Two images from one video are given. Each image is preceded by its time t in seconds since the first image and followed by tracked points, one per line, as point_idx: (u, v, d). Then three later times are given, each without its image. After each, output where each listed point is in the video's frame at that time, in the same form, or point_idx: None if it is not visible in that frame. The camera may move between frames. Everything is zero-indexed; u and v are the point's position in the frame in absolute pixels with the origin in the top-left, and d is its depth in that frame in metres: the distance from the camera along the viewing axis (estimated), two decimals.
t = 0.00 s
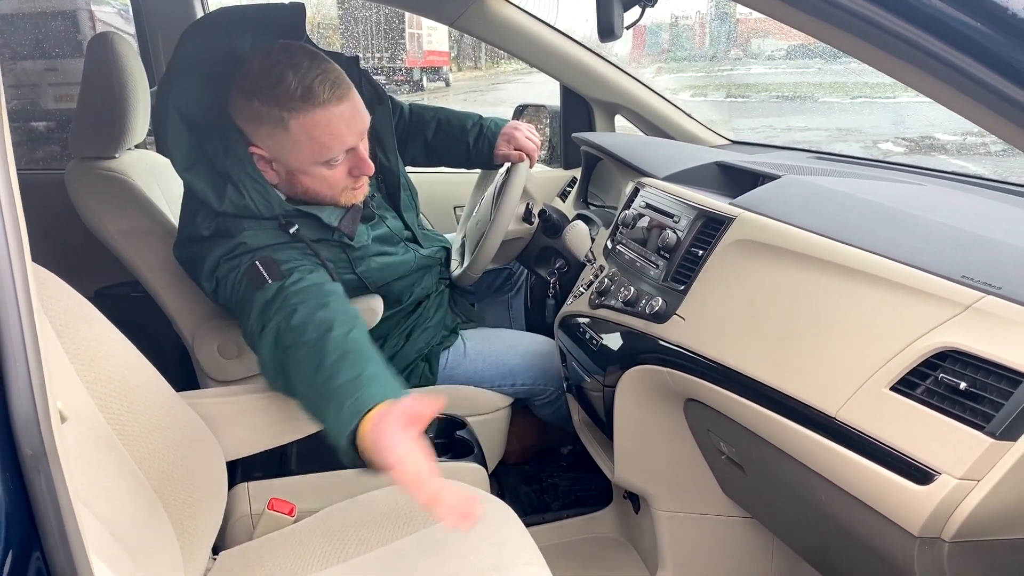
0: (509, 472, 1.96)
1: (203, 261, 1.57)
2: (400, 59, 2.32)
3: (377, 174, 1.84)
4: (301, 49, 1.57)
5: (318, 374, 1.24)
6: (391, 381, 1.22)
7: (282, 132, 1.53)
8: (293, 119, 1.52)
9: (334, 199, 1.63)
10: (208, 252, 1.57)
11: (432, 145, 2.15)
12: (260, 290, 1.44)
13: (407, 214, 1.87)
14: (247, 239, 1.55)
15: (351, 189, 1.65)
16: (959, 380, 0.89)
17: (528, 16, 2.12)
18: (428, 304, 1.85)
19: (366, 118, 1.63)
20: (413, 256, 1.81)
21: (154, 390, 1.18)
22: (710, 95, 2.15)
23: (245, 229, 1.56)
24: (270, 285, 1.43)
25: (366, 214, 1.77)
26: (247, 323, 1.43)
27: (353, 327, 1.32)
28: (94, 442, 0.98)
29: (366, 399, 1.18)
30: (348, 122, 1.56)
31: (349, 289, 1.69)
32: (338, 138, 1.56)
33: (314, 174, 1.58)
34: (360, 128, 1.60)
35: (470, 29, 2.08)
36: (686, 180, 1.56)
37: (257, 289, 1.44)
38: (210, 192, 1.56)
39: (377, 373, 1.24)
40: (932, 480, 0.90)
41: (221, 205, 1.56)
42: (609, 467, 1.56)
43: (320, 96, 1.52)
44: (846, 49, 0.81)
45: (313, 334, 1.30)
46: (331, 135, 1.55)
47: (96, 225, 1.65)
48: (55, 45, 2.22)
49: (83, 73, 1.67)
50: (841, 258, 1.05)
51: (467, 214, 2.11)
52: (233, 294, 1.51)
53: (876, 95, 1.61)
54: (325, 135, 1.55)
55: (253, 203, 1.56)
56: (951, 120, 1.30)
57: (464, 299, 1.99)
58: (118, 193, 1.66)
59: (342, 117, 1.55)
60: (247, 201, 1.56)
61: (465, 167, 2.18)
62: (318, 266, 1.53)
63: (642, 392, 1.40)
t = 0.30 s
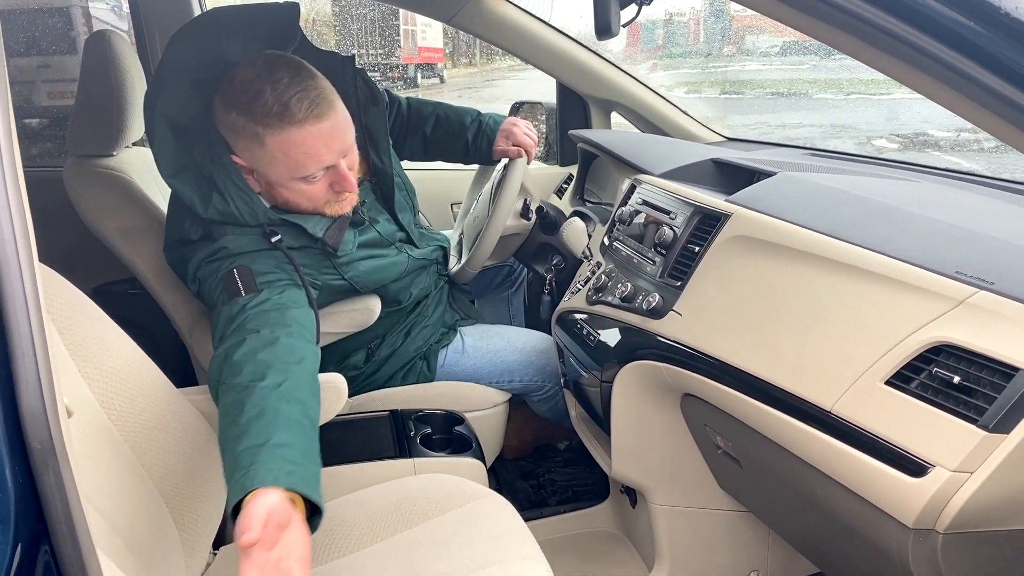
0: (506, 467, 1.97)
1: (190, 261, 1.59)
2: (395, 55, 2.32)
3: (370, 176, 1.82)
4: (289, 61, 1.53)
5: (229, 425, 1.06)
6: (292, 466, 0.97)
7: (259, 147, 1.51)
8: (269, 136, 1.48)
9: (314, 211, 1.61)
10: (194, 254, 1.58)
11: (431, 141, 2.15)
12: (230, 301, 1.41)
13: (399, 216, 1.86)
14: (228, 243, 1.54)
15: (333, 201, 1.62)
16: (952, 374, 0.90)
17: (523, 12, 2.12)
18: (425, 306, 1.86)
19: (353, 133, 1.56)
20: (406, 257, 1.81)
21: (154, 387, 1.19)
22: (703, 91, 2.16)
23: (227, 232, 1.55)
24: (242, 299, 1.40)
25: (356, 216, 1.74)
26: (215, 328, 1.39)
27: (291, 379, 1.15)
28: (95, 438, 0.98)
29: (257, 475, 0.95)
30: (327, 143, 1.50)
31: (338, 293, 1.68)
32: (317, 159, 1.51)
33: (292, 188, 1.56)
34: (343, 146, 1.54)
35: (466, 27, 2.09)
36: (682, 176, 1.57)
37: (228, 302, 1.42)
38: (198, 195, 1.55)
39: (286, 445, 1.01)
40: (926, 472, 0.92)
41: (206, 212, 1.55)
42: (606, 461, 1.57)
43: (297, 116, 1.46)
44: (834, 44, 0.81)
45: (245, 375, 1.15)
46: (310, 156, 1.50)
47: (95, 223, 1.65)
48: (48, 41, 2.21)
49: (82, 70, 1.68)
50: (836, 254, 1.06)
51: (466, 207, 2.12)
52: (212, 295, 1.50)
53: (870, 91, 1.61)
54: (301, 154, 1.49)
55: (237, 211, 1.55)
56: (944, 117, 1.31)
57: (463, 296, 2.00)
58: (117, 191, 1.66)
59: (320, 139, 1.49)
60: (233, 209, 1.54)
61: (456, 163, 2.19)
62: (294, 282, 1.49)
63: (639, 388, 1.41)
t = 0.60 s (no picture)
0: (503, 463, 1.98)
1: (189, 254, 1.60)
2: (389, 52, 2.29)
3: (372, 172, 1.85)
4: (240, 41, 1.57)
5: (228, 415, 1.07)
6: (292, 458, 0.98)
7: (216, 127, 1.54)
8: (211, 110, 1.53)
9: (296, 179, 1.63)
10: (193, 246, 1.59)
11: (428, 138, 2.15)
12: (231, 292, 1.42)
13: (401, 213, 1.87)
14: (230, 235, 1.55)
15: (309, 164, 1.66)
16: (948, 369, 0.91)
17: (519, 10, 2.12)
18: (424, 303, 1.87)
19: (298, 89, 1.63)
20: (407, 253, 1.82)
21: (154, 384, 1.19)
22: (696, 88, 2.18)
23: (228, 224, 1.57)
24: (245, 289, 1.41)
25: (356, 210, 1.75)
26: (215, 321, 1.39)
27: (292, 372, 1.16)
28: (97, 435, 0.99)
29: (258, 465, 0.95)
30: (265, 101, 1.56)
31: (337, 287, 1.69)
32: (262, 118, 1.57)
33: (261, 159, 1.59)
34: (284, 102, 1.59)
35: (463, 25, 2.08)
36: (679, 173, 1.58)
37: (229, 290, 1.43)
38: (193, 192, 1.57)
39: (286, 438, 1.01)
40: (922, 466, 0.93)
41: (202, 201, 1.57)
42: (603, 456, 1.58)
43: (223, 77, 1.52)
44: (832, 42, 0.82)
45: (246, 367, 1.15)
46: (253, 117, 1.56)
47: (93, 220, 1.65)
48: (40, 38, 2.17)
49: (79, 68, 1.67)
50: (832, 250, 1.07)
51: (463, 204, 2.12)
52: (212, 287, 1.51)
53: (863, 87, 1.61)
54: (245, 115, 1.55)
55: (231, 194, 1.58)
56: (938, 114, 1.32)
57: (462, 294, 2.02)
58: (116, 188, 1.66)
59: (257, 96, 1.55)
60: (224, 194, 1.57)
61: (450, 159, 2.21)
62: (294, 275, 1.51)
63: (637, 383, 1.42)
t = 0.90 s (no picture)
0: (500, 460, 1.98)
1: (182, 252, 1.59)
2: (381, 48, 2.29)
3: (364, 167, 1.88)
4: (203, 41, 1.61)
5: (223, 407, 1.07)
6: (287, 448, 0.98)
7: (184, 118, 1.61)
8: (176, 102, 1.60)
9: (268, 162, 1.69)
10: (185, 245, 1.58)
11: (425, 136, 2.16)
12: (222, 288, 1.42)
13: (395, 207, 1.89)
14: (221, 231, 1.56)
15: (280, 147, 1.72)
16: (946, 364, 0.92)
17: (516, 7, 2.12)
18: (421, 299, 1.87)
19: (256, 75, 1.69)
20: (401, 246, 1.83)
21: (153, 382, 1.19)
22: (690, 85, 2.20)
23: (218, 221, 1.58)
24: (237, 284, 1.41)
25: (344, 202, 1.77)
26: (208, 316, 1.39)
27: (285, 364, 1.16)
28: (97, 432, 0.98)
29: (255, 455, 0.96)
30: (225, 87, 1.63)
31: (331, 280, 1.69)
32: (224, 105, 1.64)
33: (230, 147, 1.65)
34: (246, 88, 1.67)
35: (461, 22, 2.08)
36: (676, 170, 1.58)
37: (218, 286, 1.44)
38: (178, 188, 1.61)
39: (281, 428, 1.02)
40: (920, 459, 0.94)
41: (188, 198, 1.61)
42: (600, 451, 1.58)
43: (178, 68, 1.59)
44: (828, 36, 0.82)
45: (240, 359, 1.15)
46: (216, 105, 1.63)
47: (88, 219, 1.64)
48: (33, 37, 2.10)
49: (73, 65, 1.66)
50: (830, 245, 1.08)
51: (460, 202, 2.13)
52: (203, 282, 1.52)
53: (857, 82, 1.61)
54: (207, 102, 1.62)
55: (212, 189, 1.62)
56: (933, 110, 1.32)
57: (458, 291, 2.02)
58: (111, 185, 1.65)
59: (215, 84, 1.62)
60: (206, 188, 1.61)
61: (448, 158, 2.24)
62: (286, 268, 1.51)
63: (635, 379, 1.42)
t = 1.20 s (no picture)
0: (499, 458, 1.98)
1: (180, 249, 1.58)
2: (375, 46, 2.28)
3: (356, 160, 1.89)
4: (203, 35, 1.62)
5: (228, 392, 1.07)
6: (295, 429, 0.98)
7: (178, 112, 1.61)
8: (172, 96, 1.60)
9: (262, 156, 1.70)
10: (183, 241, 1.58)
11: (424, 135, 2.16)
12: (223, 282, 1.42)
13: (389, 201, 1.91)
14: (217, 225, 1.58)
15: (273, 141, 1.73)
16: (946, 361, 0.92)
17: (517, 7, 2.12)
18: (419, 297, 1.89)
19: (250, 69, 1.69)
20: (396, 239, 1.84)
21: (152, 381, 1.19)
22: (684, 82, 2.20)
23: (215, 217, 1.60)
24: (237, 277, 1.41)
25: (339, 195, 1.78)
26: (208, 310, 1.39)
27: (288, 352, 1.16)
28: (97, 432, 0.98)
29: (262, 435, 0.96)
30: (220, 82, 1.64)
31: (331, 274, 1.70)
32: (220, 99, 1.64)
33: (225, 141, 1.66)
34: (240, 81, 1.67)
35: (457, 19, 2.07)
36: (673, 168, 1.58)
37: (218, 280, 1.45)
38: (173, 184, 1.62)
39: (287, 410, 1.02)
40: (921, 456, 0.94)
41: (184, 195, 1.62)
42: (598, 449, 1.59)
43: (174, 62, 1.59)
44: (827, 35, 0.82)
45: (243, 348, 1.16)
46: (211, 98, 1.63)
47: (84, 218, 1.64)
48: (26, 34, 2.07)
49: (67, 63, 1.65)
50: (828, 243, 1.08)
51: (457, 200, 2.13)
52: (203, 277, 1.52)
53: (850, 79, 1.61)
54: (202, 96, 1.62)
55: (208, 183, 1.63)
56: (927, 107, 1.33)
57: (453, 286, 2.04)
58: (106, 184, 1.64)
59: (210, 79, 1.63)
60: (201, 183, 1.62)
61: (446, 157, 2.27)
62: (285, 261, 1.52)
63: (634, 376, 1.43)
